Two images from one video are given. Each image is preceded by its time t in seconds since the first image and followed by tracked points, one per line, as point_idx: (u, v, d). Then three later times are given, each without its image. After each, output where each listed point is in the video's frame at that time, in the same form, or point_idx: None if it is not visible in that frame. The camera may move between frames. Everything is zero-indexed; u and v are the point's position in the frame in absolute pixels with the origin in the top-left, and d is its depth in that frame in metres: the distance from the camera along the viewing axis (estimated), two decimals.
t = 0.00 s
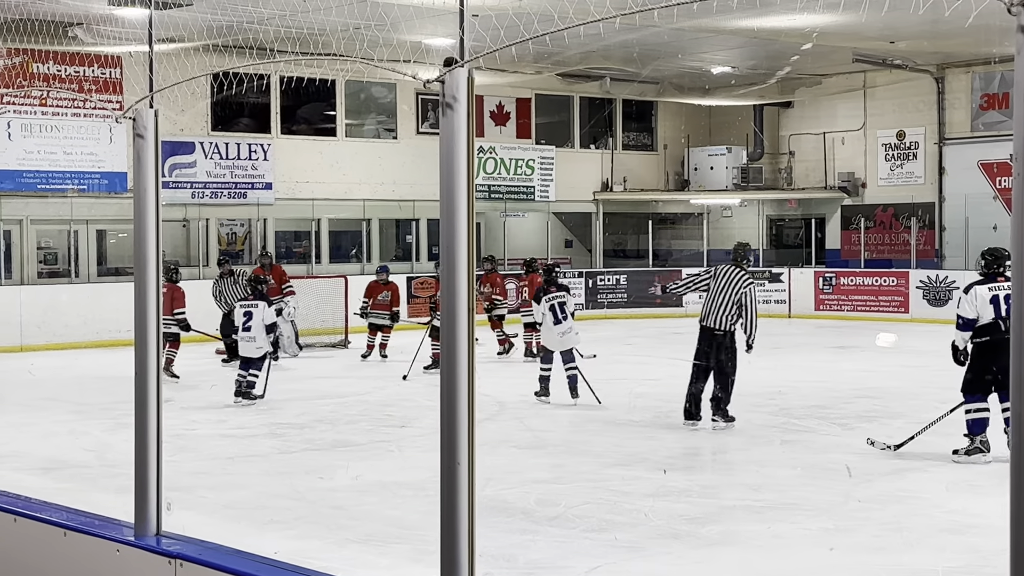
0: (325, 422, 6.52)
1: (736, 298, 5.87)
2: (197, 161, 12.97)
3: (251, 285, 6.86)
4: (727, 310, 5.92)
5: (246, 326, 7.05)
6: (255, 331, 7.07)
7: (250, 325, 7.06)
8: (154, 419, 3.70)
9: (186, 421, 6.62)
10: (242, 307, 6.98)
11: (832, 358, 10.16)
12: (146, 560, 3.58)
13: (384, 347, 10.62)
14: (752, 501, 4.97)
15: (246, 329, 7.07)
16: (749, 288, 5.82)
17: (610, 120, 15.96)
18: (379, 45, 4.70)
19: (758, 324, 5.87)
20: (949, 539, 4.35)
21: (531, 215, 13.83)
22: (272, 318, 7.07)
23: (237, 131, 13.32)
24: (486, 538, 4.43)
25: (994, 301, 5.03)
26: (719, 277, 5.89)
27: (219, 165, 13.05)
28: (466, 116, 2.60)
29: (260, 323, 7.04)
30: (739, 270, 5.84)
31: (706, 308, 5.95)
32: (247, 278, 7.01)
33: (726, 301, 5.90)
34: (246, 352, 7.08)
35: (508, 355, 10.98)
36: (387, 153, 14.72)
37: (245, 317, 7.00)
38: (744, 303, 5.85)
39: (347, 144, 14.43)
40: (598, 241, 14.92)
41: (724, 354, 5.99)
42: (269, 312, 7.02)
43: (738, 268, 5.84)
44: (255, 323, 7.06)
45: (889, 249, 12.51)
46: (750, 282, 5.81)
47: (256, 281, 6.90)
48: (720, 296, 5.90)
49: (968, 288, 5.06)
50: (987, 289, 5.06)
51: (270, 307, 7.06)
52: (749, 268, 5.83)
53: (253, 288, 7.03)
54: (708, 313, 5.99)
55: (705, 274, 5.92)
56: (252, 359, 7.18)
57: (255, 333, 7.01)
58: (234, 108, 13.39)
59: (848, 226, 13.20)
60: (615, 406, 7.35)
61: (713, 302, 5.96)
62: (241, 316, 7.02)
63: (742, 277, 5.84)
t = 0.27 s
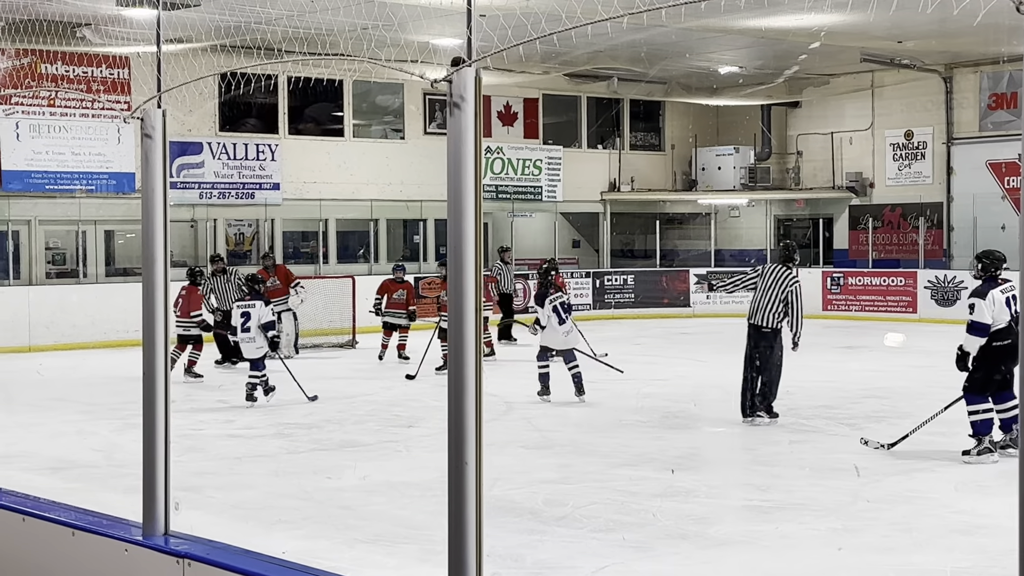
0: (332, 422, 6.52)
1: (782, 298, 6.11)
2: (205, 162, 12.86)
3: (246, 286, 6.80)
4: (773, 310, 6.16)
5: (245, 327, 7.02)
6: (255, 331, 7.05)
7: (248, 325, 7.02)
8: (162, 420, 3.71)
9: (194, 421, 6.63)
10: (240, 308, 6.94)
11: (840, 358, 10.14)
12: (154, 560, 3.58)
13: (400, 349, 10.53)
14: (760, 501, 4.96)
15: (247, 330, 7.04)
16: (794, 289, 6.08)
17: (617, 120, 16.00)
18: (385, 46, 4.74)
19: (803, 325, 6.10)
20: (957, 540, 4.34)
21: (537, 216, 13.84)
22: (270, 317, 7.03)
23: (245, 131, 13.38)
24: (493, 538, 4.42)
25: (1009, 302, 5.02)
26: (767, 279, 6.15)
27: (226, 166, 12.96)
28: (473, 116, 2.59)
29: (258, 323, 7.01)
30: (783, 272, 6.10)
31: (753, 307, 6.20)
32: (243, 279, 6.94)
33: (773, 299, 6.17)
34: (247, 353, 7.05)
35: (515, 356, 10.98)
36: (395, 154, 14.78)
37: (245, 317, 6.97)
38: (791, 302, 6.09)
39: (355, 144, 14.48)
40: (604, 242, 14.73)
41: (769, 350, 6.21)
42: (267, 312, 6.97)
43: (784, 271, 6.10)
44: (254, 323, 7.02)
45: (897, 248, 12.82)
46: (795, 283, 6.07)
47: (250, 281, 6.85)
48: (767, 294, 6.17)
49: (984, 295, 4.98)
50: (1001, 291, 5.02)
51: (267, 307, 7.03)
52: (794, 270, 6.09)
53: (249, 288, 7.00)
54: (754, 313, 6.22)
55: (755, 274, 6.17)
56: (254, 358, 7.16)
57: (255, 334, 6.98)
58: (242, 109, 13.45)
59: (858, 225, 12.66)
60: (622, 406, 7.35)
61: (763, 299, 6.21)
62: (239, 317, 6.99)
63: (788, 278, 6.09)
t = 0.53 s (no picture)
0: (340, 422, 6.53)
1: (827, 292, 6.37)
2: (212, 163, 13.01)
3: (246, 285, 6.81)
4: (819, 306, 6.40)
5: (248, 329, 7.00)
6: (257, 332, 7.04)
7: (251, 327, 7.02)
8: (170, 420, 3.71)
9: (202, 421, 6.63)
10: (242, 309, 6.95)
11: (848, 358, 10.12)
12: (163, 560, 3.58)
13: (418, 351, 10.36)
14: (768, 501, 4.95)
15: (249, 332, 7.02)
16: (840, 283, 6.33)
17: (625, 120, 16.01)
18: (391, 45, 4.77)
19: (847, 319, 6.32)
20: (966, 540, 4.32)
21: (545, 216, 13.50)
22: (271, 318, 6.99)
23: (255, 132, 13.40)
24: (501, 538, 4.42)
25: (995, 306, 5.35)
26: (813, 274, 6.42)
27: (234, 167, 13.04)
28: (481, 116, 2.58)
29: (259, 324, 6.99)
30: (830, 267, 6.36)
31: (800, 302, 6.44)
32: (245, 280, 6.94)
33: (818, 296, 6.41)
34: (250, 354, 7.03)
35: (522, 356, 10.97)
36: (403, 154, 14.79)
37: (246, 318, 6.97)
38: (837, 300, 6.35)
39: (363, 144, 14.50)
40: (612, 240, 14.22)
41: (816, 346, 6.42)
42: (268, 312, 6.96)
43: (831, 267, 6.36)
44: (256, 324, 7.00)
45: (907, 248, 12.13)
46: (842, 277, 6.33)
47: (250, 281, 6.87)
48: (812, 292, 6.42)
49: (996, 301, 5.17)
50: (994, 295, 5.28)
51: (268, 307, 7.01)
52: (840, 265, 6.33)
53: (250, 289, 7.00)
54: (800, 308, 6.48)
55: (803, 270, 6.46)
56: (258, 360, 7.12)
57: (257, 335, 6.96)
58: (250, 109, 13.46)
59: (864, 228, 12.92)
60: (630, 406, 7.34)
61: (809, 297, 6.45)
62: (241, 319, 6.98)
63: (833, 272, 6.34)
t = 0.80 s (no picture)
0: (347, 423, 6.53)
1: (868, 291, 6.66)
2: (220, 163, 12.72)
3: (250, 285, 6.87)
4: (862, 303, 6.71)
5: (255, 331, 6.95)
6: (263, 334, 6.95)
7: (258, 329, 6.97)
8: (177, 420, 3.71)
9: (209, 422, 6.64)
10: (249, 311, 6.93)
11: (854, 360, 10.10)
12: (170, 560, 3.58)
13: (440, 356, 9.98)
14: (775, 501, 4.94)
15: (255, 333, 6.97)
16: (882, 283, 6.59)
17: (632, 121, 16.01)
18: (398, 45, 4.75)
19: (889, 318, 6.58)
20: (973, 541, 4.32)
21: (552, 216, 14.02)
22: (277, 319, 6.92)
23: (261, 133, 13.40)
24: (508, 539, 4.42)
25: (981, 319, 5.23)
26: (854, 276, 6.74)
27: (241, 167, 12.99)
28: (487, 116, 2.57)
29: (264, 326, 6.90)
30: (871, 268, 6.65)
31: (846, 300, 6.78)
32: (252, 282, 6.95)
33: (861, 295, 6.71)
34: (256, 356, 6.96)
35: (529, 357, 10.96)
36: (410, 155, 14.81)
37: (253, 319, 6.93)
38: (880, 297, 6.62)
39: (370, 145, 14.52)
40: (619, 241, 15.26)
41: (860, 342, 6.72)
42: (272, 313, 6.85)
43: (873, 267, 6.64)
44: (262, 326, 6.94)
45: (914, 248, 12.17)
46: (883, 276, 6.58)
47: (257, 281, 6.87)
48: (856, 291, 6.72)
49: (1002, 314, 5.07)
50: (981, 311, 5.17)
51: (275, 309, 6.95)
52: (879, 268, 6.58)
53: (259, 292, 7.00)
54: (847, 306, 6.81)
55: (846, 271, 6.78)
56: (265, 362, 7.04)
57: (262, 335, 6.90)
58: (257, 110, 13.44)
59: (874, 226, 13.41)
60: (637, 406, 7.34)
61: (853, 296, 6.76)
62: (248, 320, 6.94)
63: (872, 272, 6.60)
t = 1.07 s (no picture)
0: (353, 424, 6.53)
1: (909, 288, 6.78)
2: (226, 164, 12.82)
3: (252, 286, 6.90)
4: (904, 303, 6.80)
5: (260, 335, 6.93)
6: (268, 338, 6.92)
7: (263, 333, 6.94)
8: (183, 421, 3.71)
9: (215, 424, 6.65)
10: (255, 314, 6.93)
11: (860, 361, 10.09)
12: (177, 561, 3.59)
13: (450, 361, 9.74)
14: (782, 503, 4.93)
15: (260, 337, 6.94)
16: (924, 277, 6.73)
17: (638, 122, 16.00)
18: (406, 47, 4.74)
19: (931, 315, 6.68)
20: (980, 543, 4.31)
21: (558, 217, 14.04)
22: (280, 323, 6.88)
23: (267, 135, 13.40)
24: (513, 541, 4.41)
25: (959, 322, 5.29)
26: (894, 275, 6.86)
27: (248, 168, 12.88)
28: (494, 117, 2.57)
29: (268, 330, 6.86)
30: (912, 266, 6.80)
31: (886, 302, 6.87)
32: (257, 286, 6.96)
33: (902, 295, 6.80)
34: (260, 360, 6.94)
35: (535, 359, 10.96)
36: (416, 156, 14.81)
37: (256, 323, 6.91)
38: (921, 295, 6.74)
39: (376, 147, 14.52)
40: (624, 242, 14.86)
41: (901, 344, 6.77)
42: (274, 316, 6.82)
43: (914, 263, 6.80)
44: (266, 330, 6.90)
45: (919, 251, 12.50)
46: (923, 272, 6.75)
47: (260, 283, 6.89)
48: (897, 291, 6.83)
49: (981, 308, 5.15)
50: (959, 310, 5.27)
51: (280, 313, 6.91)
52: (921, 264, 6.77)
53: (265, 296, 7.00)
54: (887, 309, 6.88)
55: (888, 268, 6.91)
56: (269, 365, 7.01)
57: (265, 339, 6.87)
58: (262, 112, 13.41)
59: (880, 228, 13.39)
60: (643, 408, 7.33)
61: (894, 298, 6.85)
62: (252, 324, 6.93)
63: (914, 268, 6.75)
